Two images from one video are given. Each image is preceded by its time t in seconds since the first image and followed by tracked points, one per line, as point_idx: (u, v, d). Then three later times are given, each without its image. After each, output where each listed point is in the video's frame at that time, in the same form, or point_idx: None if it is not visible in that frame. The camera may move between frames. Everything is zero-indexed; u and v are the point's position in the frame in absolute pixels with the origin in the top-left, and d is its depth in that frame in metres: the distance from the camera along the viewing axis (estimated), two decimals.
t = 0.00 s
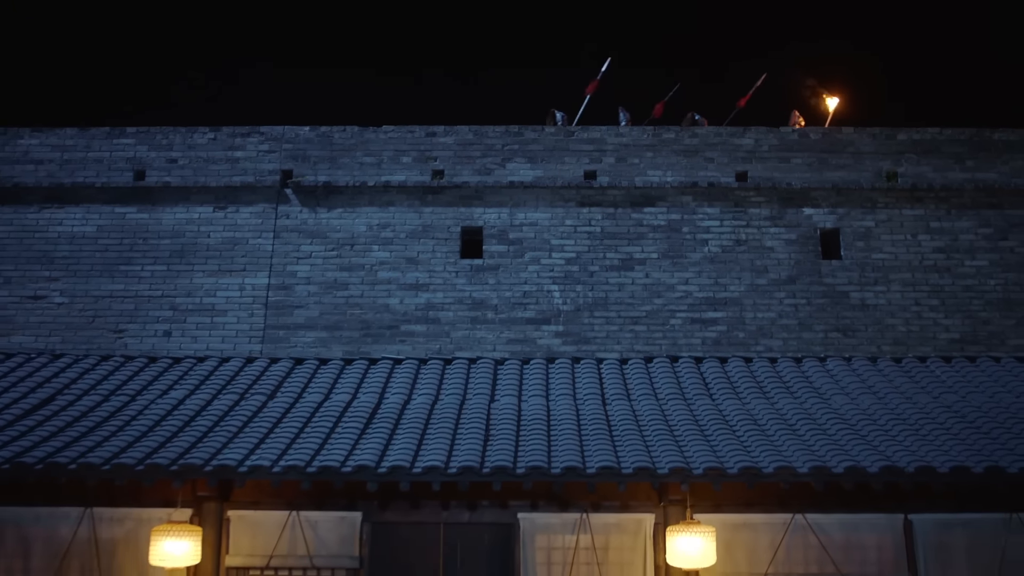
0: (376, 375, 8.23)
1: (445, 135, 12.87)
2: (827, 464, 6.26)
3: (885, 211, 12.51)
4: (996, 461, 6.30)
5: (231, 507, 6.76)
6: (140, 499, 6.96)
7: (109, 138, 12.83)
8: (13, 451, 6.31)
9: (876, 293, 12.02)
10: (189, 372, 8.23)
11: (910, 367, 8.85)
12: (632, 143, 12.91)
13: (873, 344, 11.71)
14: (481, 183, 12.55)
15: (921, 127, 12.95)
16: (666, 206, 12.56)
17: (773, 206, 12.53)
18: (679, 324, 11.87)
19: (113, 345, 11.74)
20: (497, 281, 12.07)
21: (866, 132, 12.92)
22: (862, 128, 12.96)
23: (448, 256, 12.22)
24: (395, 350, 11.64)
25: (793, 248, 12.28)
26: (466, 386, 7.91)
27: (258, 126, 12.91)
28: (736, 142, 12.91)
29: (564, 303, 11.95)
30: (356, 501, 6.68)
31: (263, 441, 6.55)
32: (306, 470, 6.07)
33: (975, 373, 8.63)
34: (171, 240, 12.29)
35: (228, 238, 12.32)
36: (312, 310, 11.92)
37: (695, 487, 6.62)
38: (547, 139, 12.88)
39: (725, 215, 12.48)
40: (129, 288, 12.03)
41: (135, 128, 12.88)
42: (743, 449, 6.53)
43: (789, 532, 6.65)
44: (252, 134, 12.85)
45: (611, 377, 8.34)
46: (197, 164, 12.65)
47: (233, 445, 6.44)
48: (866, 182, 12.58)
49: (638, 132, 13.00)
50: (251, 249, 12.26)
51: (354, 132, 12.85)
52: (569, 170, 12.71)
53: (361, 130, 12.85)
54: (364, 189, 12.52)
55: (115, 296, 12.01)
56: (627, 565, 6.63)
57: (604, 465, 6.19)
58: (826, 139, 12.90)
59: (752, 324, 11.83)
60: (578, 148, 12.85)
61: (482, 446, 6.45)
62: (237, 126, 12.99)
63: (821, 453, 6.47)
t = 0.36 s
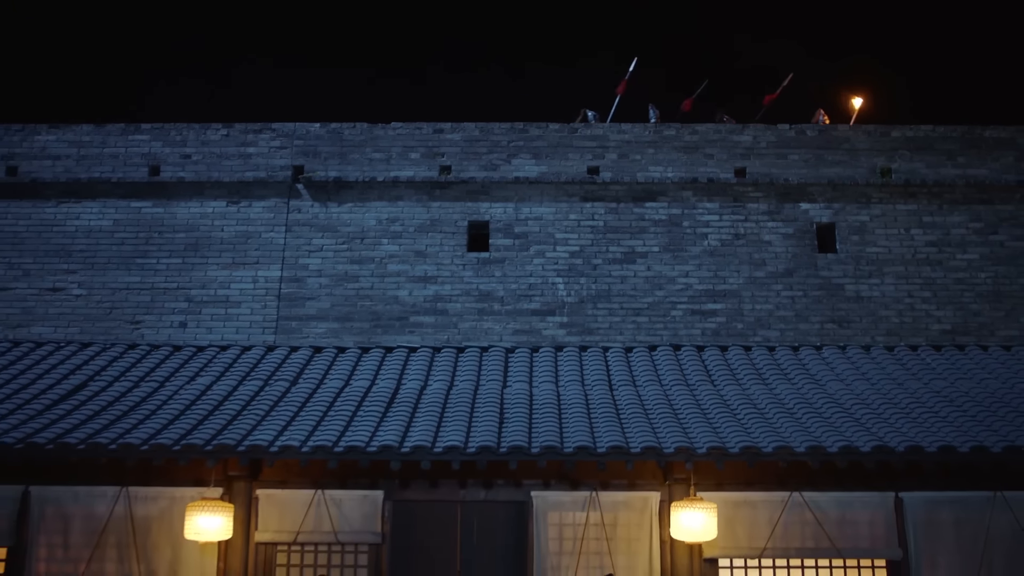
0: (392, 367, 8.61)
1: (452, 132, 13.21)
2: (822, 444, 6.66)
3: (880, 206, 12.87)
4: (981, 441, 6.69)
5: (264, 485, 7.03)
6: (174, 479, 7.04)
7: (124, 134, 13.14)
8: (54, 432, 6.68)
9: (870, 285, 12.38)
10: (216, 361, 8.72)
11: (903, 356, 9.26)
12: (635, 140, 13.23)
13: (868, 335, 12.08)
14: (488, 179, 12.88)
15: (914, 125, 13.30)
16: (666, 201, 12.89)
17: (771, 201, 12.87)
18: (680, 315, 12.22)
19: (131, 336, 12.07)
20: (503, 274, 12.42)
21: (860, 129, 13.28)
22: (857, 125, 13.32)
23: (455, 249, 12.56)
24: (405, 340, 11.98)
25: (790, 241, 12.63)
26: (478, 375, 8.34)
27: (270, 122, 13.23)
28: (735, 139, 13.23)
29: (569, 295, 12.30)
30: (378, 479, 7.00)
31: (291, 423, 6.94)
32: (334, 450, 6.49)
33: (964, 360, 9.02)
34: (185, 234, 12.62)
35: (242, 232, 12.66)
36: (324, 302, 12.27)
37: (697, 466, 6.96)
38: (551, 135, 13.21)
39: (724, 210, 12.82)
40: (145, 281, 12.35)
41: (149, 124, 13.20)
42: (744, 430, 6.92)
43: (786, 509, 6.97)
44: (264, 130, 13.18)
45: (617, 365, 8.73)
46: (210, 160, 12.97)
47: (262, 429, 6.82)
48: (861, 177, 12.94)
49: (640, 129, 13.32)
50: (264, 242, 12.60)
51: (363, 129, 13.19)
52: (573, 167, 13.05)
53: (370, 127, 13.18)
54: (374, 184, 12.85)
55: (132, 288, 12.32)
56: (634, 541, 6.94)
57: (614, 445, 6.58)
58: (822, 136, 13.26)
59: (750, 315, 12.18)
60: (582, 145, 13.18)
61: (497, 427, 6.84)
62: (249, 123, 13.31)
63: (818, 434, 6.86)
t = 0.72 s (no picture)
0: (404, 354, 9.00)
1: (456, 129, 13.50)
2: (815, 427, 7.04)
3: (872, 202, 13.21)
4: (964, 425, 7.08)
5: (285, 467, 7.44)
6: (200, 462, 7.45)
7: (137, 131, 13.45)
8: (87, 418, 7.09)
9: (863, 279, 12.72)
10: (233, 349, 9.12)
11: (894, 345, 9.65)
12: (635, 137, 13.49)
13: (860, 327, 12.43)
14: (492, 174, 13.21)
15: (907, 122, 13.61)
16: (666, 196, 13.19)
17: (767, 196, 13.19)
18: (679, 308, 12.54)
19: (145, 328, 12.39)
20: (508, 267, 12.74)
21: (855, 126, 13.59)
22: (851, 123, 13.64)
23: (460, 243, 12.88)
24: (412, 331, 12.33)
25: (786, 236, 12.97)
26: (487, 363, 8.74)
27: (279, 119, 13.52)
28: (732, 136, 13.51)
29: (571, 288, 12.64)
30: (394, 461, 7.42)
31: (312, 409, 7.37)
32: (354, 433, 6.93)
33: (951, 349, 9.38)
34: (197, 228, 12.94)
35: (253, 226, 12.99)
36: (333, 294, 12.61)
37: (697, 448, 7.36)
38: (553, 132, 13.48)
39: (722, 205, 13.12)
40: (159, 274, 12.67)
41: (161, 121, 13.50)
42: (741, 415, 7.29)
43: (781, 489, 7.36)
44: (273, 127, 13.46)
45: (619, 354, 9.12)
46: (221, 156, 13.28)
47: (284, 414, 7.20)
48: (854, 173, 13.27)
49: (640, 126, 13.56)
50: (275, 236, 12.92)
51: (370, 126, 13.49)
52: (575, 163, 13.31)
53: (377, 124, 13.47)
54: (381, 179, 13.18)
55: (145, 281, 12.63)
56: (636, 520, 7.33)
57: (618, 428, 6.97)
58: (817, 133, 13.54)
59: (747, 307, 12.52)
60: (583, 142, 13.41)
61: (507, 412, 7.26)
62: (259, 120, 13.60)
63: (811, 418, 7.23)
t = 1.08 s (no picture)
0: (411, 342, 9.37)
1: (458, 124, 13.73)
2: (804, 410, 7.41)
3: (864, 195, 13.47)
4: (945, 409, 7.47)
5: (299, 450, 7.82)
6: (218, 445, 7.83)
7: (146, 126, 13.73)
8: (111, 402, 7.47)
9: (855, 270, 12.98)
10: (246, 338, 9.50)
11: (881, 334, 10.05)
12: (632, 132, 13.71)
13: (852, 318, 12.69)
14: (493, 168, 13.43)
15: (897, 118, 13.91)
16: (662, 190, 13.43)
17: (761, 190, 13.44)
18: (675, 299, 12.77)
19: (155, 318, 12.63)
20: (508, 259, 12.95)
21: (846, 122, 13.87)
22: (843, 118, 13.92)
23: (462, 236, 13.14)
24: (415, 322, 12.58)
25: (779, 229, 13.21)
26: (492, 351, 9.10)
27: (285, 114, 13.78)
28: (727, 131, 13.79)
29: (569, 279, 12.83)
30: (403, 443, 7.80)
31: (325, 393, 7.75)
32: (366, 416, 7.32)
33: (936, 339, 9.75)
34: (205, 221, 13.21)
35: (259, 219, 13.25)
36: (338, 285, 12.83)
37: (692, 432, 7.75)
38: (553, 127, 13.71)
39: (717, 199, 13.38)
40: (168, 265, 12.94)
41: (170, 116, 13.78)
42: (735, 399, 7.66)
43: (772, 470, 7.73)
44: (279, 122, 13.73)
45: (618, 342, 9.50)
46: (228, 150, 13.55)
47: (299, 399, 7.57)
48: (846, 168, 13.54)
49: (637, 121, 13.80)
50: (281, 229, 13.18)
51: (374, 121, 13.74)
52: (573, 157, 13.53)
53: (381, 119, 13.72)
54: (385, 173, 13.42)
55: (155, 272, 12.89)
56: (634, 499, 7.69)
57: (617, 411, 7.34)
58: (810, 129, 13.81)
59: (741, 298, 12.77)
60: (582, 137, 13.65)
61: (511, 396, 7.63)
62: (266, 115, 13.88)
63: (800, 402, 7.61)
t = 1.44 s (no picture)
0: (414, 333, 9.70)
1: (459, 118, 13.86)
2: (791, 395, 7.77)
3: (854, 189, 13.69)
4: (925, 394, 7.83)
5: (310, 434, 8.22)
6: (231, 429, 8.21)
7: (152, 120, 13.93)
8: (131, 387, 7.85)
9: (845, 262, 13.23)
10: (255, 328, 9.82)
11: (869, 324, 10.40)
12: (627, 127, 13.89)
13: (842, 309, 12.93)
14: (493, 163, 13.56)
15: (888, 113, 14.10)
16: (658, 183, 13.62)
17: (754, 183, 13.66)
18: (670, 290, 12.99)
19: (162, 308, 12.83)
20: (508, 251, 13.14)
21: (838, 117, 14.07)
22: (834, 113, 14.12)
23: (463, 228, 13.32)
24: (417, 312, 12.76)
25: (771, 222, 13.44)
26: (493, 340, 9.46)
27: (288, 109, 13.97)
28: (722, 126, 13.94)
29: (567, 270, 13.03)
30: (409, 428, 8.19)
31: (334, 379, 8.15)
32: (374, 401, 7.68)
33: (920, 329, 10.09)
34: (211, 213, 13.41)
35: (264, 211, 13.44)
36: (341, 277, 13.01)
37: (685, 416, 8.11)
38: (551, 122, 13.83)
39: (711, 193, 13.58)
40: (174, 257, 13.13)
41: (176, 111, 13.99)
42: (725, 385, 8.02)
43: (761, 453, 8.09)
44: (283, 117, 13.91)
45: (615, 332, 9.84)
46: (233, 144, 13.77)
47: (308, 385, 7.93)
48: (837, 162, 13.76)
49: (633, 116, 13.96)
50: (285, 221, 13.36)
51: (376, 116, 13.89)
52: (571, 151, 13.70)
53: (382, 114, 13.87)
54: (387, 167, 13.57)
55: (162, 264, 13.08)
56: (630, 481, 8.07)
57: (613, 396, 7.69)
58: (802, 124, 14.00)
59: (735, 289, 13.00)
60: (579, 131, 13.80)
61: (512, 382, 7.99)
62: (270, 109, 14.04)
63: (787, 387, 7.97)
